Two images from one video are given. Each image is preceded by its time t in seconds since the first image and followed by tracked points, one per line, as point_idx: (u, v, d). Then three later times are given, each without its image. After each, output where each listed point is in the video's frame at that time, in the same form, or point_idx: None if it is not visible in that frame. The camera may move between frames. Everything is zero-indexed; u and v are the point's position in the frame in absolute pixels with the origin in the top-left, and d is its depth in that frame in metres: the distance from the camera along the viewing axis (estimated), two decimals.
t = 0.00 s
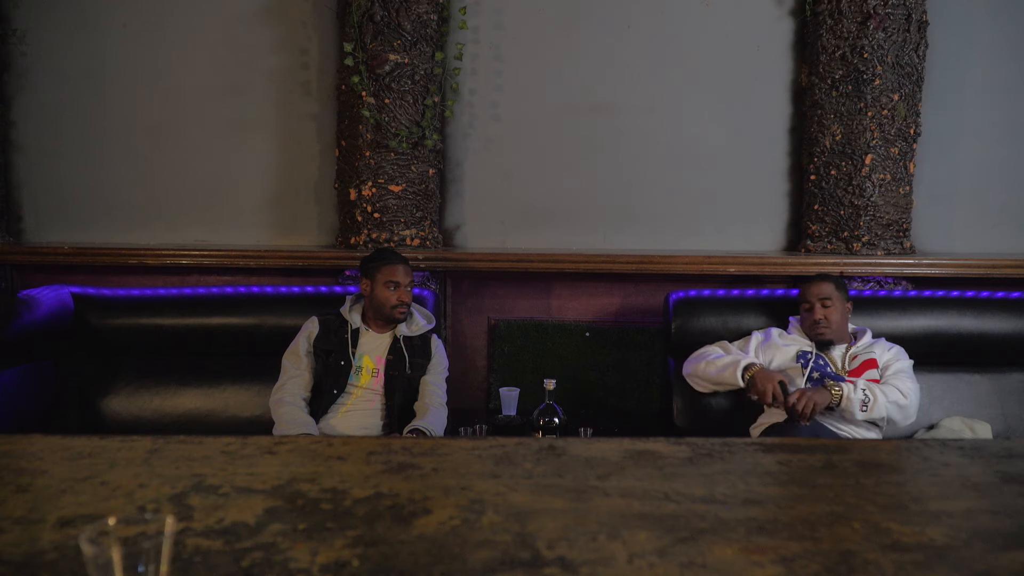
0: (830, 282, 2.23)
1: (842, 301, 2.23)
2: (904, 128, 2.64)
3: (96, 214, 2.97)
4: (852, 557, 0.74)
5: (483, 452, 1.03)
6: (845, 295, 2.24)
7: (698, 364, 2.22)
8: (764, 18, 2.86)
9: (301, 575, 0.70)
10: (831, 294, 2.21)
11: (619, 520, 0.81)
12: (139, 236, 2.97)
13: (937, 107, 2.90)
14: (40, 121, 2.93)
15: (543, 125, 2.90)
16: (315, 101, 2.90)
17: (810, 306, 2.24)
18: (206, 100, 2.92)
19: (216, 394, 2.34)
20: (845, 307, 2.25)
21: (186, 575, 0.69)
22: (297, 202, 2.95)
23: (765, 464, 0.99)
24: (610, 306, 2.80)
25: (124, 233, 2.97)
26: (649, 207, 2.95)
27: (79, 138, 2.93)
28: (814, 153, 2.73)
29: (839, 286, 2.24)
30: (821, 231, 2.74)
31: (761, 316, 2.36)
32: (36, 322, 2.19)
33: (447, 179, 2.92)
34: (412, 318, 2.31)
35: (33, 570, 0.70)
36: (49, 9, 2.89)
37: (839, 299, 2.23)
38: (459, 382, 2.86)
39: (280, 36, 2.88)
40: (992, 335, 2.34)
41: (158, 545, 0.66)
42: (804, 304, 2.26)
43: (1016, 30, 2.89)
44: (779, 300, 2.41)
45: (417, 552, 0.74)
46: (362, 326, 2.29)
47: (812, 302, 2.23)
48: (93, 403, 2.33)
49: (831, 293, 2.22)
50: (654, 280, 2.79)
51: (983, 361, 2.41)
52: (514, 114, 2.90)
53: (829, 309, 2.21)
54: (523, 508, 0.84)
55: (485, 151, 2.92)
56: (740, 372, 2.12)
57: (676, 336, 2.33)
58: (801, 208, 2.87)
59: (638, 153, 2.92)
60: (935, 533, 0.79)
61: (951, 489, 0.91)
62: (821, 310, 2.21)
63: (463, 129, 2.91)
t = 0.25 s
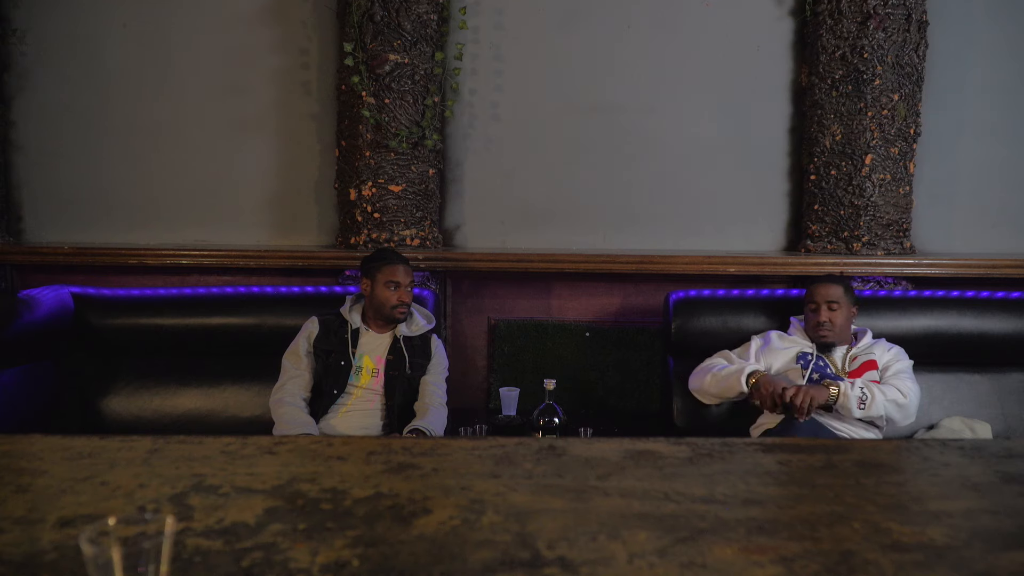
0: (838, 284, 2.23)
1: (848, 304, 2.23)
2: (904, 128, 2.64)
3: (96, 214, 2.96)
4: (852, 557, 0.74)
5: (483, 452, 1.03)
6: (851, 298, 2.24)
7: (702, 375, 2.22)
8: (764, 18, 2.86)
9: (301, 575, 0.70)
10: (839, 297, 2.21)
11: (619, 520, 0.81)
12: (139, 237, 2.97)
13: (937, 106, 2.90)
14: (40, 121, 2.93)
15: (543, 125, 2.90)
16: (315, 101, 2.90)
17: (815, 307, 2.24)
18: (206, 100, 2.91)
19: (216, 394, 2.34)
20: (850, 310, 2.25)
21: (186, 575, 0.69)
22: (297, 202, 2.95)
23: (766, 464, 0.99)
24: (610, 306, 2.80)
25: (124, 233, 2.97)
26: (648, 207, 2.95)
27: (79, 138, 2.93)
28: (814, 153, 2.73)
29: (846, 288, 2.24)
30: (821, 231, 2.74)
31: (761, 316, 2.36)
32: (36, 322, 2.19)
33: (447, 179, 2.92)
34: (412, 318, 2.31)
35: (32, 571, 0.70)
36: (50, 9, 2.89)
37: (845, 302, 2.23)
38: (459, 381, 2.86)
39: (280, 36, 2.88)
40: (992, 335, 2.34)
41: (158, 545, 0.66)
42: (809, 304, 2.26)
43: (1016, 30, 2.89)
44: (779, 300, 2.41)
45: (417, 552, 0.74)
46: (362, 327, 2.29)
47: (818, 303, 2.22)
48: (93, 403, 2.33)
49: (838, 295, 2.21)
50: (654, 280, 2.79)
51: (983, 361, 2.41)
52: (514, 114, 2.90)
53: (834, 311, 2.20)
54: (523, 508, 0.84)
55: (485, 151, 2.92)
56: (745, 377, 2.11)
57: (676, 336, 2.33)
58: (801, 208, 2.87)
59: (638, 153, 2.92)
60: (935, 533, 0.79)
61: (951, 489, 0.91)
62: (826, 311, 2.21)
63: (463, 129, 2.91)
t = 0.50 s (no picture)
0: (845, 287, 2.21)
1: (853, 308, 2.22)
2: (904, 128, 2.64)
3: (96, 214, 2.96)
4: (852, 557, 0.74)
5: (483, 452, 1.03)
6: (856, 301, 2.22)
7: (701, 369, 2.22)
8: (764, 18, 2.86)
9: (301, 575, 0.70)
10: (845, 301, 2.19)
11: (618, 520, 0.81)
12: (139, 237, 2.97)
13: (937, 106, 2.90)
14: (40, 121, 2.93)
15: (543, 125, 2.90)
16: (314, 101, 2.90)
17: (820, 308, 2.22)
18: (206, 100, 2.91)
19: (217, 394, 2.34)
20: (854, 313, 2.24)
21: (185, 575, 0.69)
22: (297, 202, 2.95)
23: (765, 464, 0.99)
24: (611, 306, 2.80)
25: (124, 233, 2.97)
26: (648, 207, 2.95)
27: (78, 138, 2.93)
28: (814, 153, 2.73)
29: (852, 291, 2.23)
30: (821, 231, 2.74)
31: (761, 316, 2.36)
32: (35, 322, 2.19)
33: (447, 179, 2.92)
34: (412, 318, 2.31)
35: (33, 570, 0.70)
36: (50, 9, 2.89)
37: (850, 306, 2.22)
38: (459, 381, 2.86)
39: (279, 36, 2.88)
40: (992, 335, 2.34)
41: (158, 545, 0.66)
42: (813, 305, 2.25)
43: (1016, 30, 2.89)
44: (780, 300, 2.41)
45: (417, 552, 0.74)
46: (362, 326, 2.29)
47: (824, 305, 2.21)
48: (92, 403, 2.33)
49: (844, 299, 2.20)
50: (654, 280, 2.79)
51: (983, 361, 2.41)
52: (514, 114, 2.90)
53: (839, 314, 2.19)
54: (523, 508, 0.84)
55: (485, 152, 2.92)
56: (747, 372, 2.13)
57: (676, 336, 2.33)
58: (801, 208, 2.87)
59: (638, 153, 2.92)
60: (935, 533, 0.79)
61: (952, 489, 0.91)
62: (831, 314, 2.20)
63: (463, 129, 2.91)
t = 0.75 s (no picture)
0: (850, 289, 2.21)
1: (856, 311, 2.21)
2: (904, 128, 2.64)
3: (96, 214, 2.96)
4: (852, 557, 0.74)
5: (483, 452, 1.03)
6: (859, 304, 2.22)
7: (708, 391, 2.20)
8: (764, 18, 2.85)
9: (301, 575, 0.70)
10: (848, 303, 2.19)
11: (618, 520, 0.81)
12: (139, 237, 2.97)
13: (937, 106, 2.90)
14: (40, 121, 2.93)
15: (543, 125, 2.90)
16: (314, 101, 2.90)
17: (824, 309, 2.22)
18: (206, 100, 2.91)
19: (217, 394, 2.34)
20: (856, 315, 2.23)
21: (186, 575, 0.69)
22: (297, 202, 2.95)
23: (765, 464, 0.99)
24: (611, 306, 2.80)
25: (124, 233, 2.97)
26: (648, 207, 2.95)
27: (79, 137, 2.93)
28: (814, 153, 2.73)
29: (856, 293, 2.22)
30: (821, 231, 2.74)
31: (761, 316, 2.36)
32: (35, 322, 2.19)
33: (447, 179, 2.92)
34: (412, 318, 2.31)
35: (33, 570, 0.70)
36: (49, 9, 2.89)
37: (854, 308, 2.21)
38: (459, 381, 2.86)
39: (279, 36, 2.88)
40: (992, 335, 2.33)
41: (158, 545, 0.66)
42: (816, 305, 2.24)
43: (1016, 29, 2.89)
44: (780, 300, 2.41)
45: (417, 552, 0.74)
46: (362, 327, 2.29)
47: (828, 305, 2.20)
48: (92, 402, 2.33)
49: (848, 300, 2.19)
50: (654, 280, 2.79)
51: (983, 361, 2.41)
52: (514, 113, 2.90)
53: (842, 316, 2.19)
54: (523, 508, 0.84)
55: (485, 152, 2.92)
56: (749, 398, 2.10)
57: (676, 336, 2.33)
58: (801, 208, 2.87)
59: (638, 153, 2.92)
60: (936, 533, 0.79)
61: (951, 489, 0.91)
62: (834, 314, 2.20)
63: (463, 129, 2.91)
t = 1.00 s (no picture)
0: (842, 287, 2.22)
1: (851, 308, 2.22)
2: (904, 128, 2.64)
3: (96, 213, 2.96)
4: (852, 557, 0.74)
5: (483, 452, 1.03)
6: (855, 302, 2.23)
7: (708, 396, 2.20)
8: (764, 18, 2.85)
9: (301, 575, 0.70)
10: (843, 301, 2.20)
11: (619, 520, 0.81)
12: (139, 237, 2.97)
13: (937, 106, 2.90)
14: (40, 121, 2.93)
15: (543, 125, 2.90)
16: (314, 101, 2.90)
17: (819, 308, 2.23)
18: (206, 100, 2.91)
19: (217, 394, 2.34)
20: (852, 313, 2.24)
21: (186, 575, 0.69)
22: (297, 202, 2.95)
23: (765, 464, 0.99)
24: (610, 306, 2.80)
25: (124, 233, 2.97)
26: (648, 207, 2.95)
27: (78, 137, 2.93)
28: (814, 153, 2.73)
29: (849, 291, 2.23)
30: (821, 231, 2.74)
31: (761, 316, 2.36)
32: (35, 322, 2.19)
33: (447, 179, 2.92)
34: (412, 318, 2.31)
35: (33, 570, 0.70)
36: (49, 8, 2.89)
37: (849, 306, 2.22)
38: (459, 381, 2.86)
39: (279, 36, 2.88)
40: (992, 335, 2.33)
41: (158, 545, 0.66)
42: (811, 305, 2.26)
43: (1016, 29, 2.89)
44: (780, 300, 2.41)
45: (417, 552, 0.74)
46: (362, 327, 2.29)
47: (822, 304, 2.22)
48: (92, 402, 2.33)
49: (843, 298, 2.21)
50: (654, 280, 2.79)
51: (983, 361, 2.41)
52: (514, 113, 2.90)
53: (838, 314, 2.20)
54: (523, 508, 0.84)
55: (485, 152, 2.92)
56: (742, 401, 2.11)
57: (676, 337, 2.32)
58: (801, 208, 2.87)
59: (638, 153, 2.92)
60: (936, 533, 0.79)
61: (951, 489, 0.91)
62: (830, 313, 2.20)
63: (463, 129, 2.91)
